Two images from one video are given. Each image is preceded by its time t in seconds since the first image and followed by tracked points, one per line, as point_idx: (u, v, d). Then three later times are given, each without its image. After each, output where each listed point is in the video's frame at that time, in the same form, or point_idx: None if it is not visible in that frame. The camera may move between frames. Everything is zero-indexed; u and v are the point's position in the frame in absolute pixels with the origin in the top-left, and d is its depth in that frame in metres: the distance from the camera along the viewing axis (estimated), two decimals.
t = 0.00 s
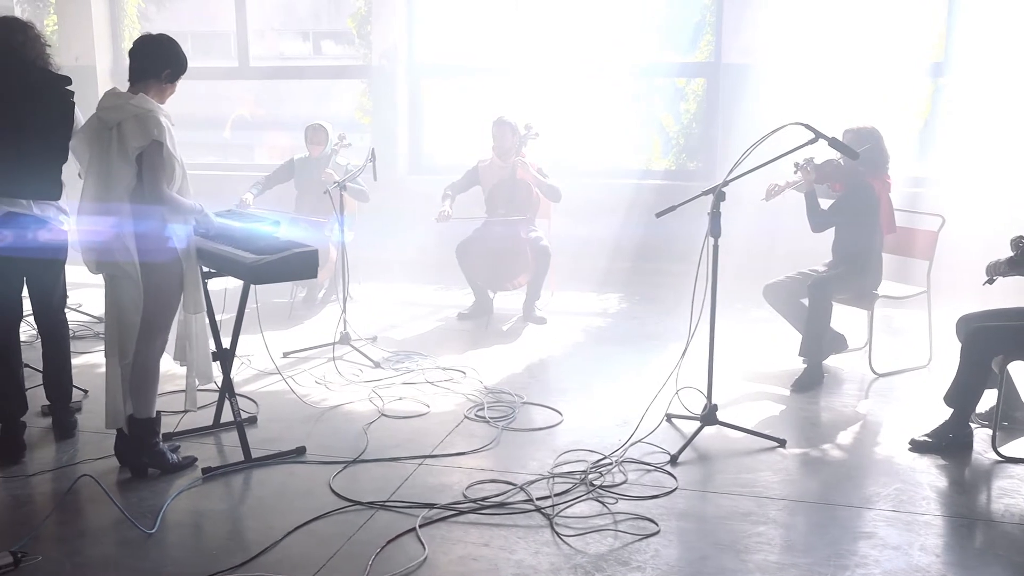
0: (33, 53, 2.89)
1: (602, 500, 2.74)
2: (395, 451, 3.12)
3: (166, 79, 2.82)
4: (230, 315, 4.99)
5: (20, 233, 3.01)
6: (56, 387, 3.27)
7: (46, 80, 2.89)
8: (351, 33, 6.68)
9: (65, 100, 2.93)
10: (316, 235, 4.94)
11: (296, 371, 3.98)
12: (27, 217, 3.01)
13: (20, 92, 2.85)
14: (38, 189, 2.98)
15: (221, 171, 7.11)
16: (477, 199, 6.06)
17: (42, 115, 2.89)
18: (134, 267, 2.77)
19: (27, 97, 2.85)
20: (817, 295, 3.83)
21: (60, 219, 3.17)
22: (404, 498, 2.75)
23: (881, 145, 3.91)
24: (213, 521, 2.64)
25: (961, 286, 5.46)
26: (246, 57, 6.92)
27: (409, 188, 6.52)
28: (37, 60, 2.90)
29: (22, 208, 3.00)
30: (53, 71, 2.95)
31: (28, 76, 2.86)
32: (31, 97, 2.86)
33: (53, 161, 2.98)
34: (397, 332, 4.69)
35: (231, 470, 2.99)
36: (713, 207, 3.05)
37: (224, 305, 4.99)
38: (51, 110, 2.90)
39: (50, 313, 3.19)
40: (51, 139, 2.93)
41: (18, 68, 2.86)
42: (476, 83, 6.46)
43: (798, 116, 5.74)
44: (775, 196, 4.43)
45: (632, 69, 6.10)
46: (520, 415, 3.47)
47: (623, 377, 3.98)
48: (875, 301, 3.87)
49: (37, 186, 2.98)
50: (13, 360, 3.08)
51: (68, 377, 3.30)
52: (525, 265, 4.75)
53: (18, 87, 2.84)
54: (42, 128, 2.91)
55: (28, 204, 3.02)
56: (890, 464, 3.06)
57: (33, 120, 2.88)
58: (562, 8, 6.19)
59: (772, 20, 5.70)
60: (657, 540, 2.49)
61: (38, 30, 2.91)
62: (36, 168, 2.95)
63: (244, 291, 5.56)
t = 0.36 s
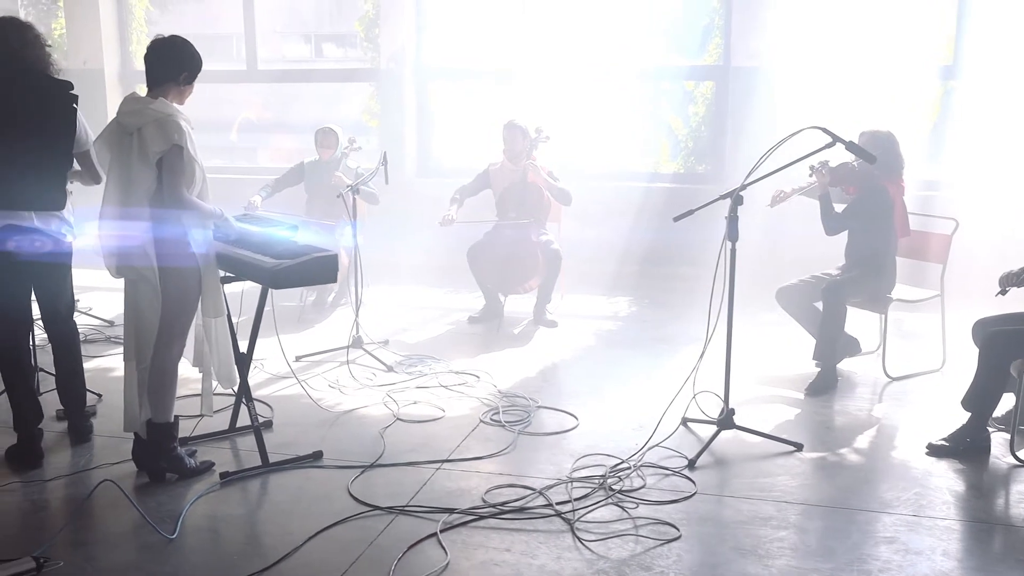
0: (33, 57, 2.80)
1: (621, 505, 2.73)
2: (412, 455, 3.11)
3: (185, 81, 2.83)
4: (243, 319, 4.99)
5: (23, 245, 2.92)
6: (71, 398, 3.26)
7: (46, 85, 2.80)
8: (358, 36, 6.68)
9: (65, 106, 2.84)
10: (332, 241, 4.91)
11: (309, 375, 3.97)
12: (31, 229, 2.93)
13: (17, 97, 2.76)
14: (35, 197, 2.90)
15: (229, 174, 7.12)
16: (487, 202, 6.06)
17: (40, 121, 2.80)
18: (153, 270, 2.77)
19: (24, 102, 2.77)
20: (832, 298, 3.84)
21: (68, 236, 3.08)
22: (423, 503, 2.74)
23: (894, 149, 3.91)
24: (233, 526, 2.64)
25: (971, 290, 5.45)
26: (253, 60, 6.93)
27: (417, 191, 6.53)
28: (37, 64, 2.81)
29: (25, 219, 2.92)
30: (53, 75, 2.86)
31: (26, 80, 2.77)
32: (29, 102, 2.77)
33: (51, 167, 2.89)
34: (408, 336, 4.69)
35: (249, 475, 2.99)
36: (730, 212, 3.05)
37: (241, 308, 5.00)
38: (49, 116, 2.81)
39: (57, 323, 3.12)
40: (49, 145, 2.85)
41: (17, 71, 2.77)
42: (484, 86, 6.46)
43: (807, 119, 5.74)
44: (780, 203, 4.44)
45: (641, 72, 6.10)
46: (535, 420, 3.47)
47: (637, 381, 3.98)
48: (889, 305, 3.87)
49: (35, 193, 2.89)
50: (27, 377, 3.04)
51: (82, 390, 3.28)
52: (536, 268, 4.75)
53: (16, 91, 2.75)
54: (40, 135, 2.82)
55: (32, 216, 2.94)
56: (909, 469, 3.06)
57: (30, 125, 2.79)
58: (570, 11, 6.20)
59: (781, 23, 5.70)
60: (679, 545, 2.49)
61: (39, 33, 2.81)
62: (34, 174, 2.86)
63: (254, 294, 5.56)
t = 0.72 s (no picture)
0: (38, 59, 2.78)
1: (639, 510, 2.73)
2: (427, 461, 3.11)
3: (200, 85, 2.83)
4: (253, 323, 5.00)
5: (29, 256, 2.88)
6: (85, 403, 3.24)
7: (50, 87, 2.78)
8: (365, 40, 6.69)
9: (69, 107, 2.81)
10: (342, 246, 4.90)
11: (322, 380, 3.98)
12: (37, 242, 2.88)
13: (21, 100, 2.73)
14: (40, 203, 2.85)
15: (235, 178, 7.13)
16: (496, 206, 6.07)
17: (44, 123, 2.78)
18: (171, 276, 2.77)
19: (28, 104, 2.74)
20: (844, 304, 3.84)
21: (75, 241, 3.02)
22: (441, 509, 2.74)
23: (906, 155, 3.91)
24: (251, 532, 2.64)
25: (980, 294, 5.45)
26: (261, 64, 6.94)
27: (424, 195, 6.53)
28: (41, 67, 2.79)
29: (31, 232, 2.86)
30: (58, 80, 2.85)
31: (29, 82, 2.75)
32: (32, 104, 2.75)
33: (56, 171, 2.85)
34: (419, 340, 4.69)
35: (265, 480, 2.99)
36: (745, 217, 3.05)
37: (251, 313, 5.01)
38: (52, 119, 2.79)
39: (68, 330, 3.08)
40: (54, 149, 2.82)
41: (19, 74, 2.75)
42: (492, 90, 6.47)
43: (816, 123, 5.75)
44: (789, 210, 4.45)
45: (649, 77, 6.11)
46: (550, 425, 3.47)
47: (649, 386, 3.98)
48: (900, 309, 3.87)
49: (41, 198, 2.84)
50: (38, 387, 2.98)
51: (95, 393, 3.25)
52: (546, 273, 4.76)
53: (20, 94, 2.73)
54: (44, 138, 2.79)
55: (39, 226, 2.88)
56: (924, 474, 3.06)
57: (34, 127, 2.76)
58: (578, 16, 6.21)
59: (791, 29, 5.70)
60: (698, 551, 2.49)
61: (45, 36, 2.80)
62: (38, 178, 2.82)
63: (262, 299, 5.57)
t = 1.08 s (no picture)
0: (49, 63, 2.77)
1: (658, 518, 2.73)
2: (444, 468, 3.11)
3: (218, 93, 2.81)
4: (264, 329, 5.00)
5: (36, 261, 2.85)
6: (101, 411, 3.22)
7: (61, 91, 2.77)
8: (374, 45, 6.71)
9: (80, 113, 2.79)
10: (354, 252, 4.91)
11: (335, 386, 3.98)
12: (48, 250, 2.86)
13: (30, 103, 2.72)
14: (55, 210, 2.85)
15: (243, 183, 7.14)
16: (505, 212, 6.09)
17: (55, 130, 2.77)
18: (190, 283, 2.76)
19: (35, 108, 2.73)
20: (857, 312, 3.85)
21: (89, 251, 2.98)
22: (460, 516, 2.74)
23: (918, 162, 3.90)
24: (270, 539, 2.64)
25: (990, 300, 5.46)
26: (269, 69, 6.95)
27: (432, 200, 6.54)
28: (54, 74, 2.79)
29: (43, 241, 2.84)
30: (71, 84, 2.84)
31: (39, 86, 2.74)
32: (41, 107, 2.73)
33: (66, 174, 2.84)
34: (430, 346, 4.69)
35: (282, 487, 2.98)
36: (762, 224, 3.06)
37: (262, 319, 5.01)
38: (60, 122, 2.77)
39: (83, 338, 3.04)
40: (64, 153, 2.81)
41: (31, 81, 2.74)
42: (501, 96, 6.48)
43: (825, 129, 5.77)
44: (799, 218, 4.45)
45: (657, 83, 6.12)
46: (564, 432, 3.47)
47: (662, 392, 3.98)
48: (914, 316, 3.86)
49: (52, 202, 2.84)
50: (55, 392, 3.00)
51: (111, 401, 3.23)
52: (557, 279, 4.75)
53: (29, 98, 2.72)
54: (52, 142, 2.77)
55: (53, 236, 2.86)
56: (942, 481, 3.06)
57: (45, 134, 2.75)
58: (586, 22, 6.23)
59: (801, 35, 5.71)
60: (719, 559, 2.49)
61: (57, 40, 2.79)
62: (51, 182, 2.82)
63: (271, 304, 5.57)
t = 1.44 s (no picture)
0: (67, 71, 2.75)
1: (678, 524, 2.72)
2: (462, 474, 3.11)
3: (236, 100, 2.80)
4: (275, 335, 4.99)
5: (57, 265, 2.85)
6: (119, 419, 3.22)
7: (79, 98, 2.77)
8: (382, 50, 6.71)
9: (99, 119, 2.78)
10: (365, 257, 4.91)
11: (348, 391, 3.97)
12: (70, 257, 2.85)
13: (50, 113, 2.72)
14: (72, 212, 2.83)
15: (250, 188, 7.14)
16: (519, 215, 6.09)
17: (70, 134, 2.75)
18: (210, 290, 2.76)
19: (56, 117, 2.72)
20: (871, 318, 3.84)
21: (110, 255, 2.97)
22: (480, 523, 2.74)
23: (927, 164, 3.89)
24: (291, 546, 2.63)
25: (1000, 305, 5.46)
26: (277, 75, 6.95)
27: (441, 205, 6.54)
28: (72, 81, 2.77)
29: (65, 247, 2.84)
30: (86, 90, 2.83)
31: (59, 95, 2.73)
32: (61, 116, 2.73)
33: (88, 183, 2.84)
34: (441, 351, 4.69)
35: (300, 493, 2.98)
36: (780, 230, 3.06)
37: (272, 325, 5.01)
38: (81, 131, 2.77)
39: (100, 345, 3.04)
40: (86, 161, 2.80)
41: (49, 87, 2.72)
42: (510, 100, 6.48)
43: (834, 135, 5.77)
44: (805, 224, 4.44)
45: (666, 88, 6.13)
46: (580, 437, 3.47)
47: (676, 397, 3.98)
48: (927, 322, 3.85)
49: (73, 210, 2.84)
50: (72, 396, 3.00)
51: (128, 409, 3.23)
52: (569, 284, 4.75)
53: (49, 107, 2.72)
54: (73, 151, 2.77)
55: (75, 243, 2.86)
56: (961, 487, 3.05)
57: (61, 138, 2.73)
58: (595, 27, 6.23)
59: (812, 41, 5.72)
60: (742, 566, 2.48)
61: (73, 47, 2.77)
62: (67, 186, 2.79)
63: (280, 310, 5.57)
